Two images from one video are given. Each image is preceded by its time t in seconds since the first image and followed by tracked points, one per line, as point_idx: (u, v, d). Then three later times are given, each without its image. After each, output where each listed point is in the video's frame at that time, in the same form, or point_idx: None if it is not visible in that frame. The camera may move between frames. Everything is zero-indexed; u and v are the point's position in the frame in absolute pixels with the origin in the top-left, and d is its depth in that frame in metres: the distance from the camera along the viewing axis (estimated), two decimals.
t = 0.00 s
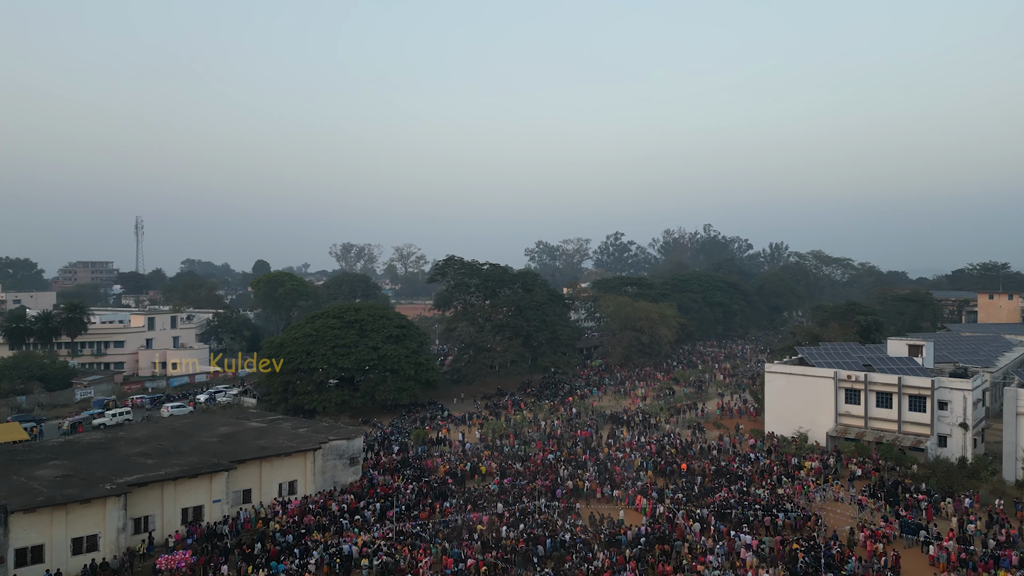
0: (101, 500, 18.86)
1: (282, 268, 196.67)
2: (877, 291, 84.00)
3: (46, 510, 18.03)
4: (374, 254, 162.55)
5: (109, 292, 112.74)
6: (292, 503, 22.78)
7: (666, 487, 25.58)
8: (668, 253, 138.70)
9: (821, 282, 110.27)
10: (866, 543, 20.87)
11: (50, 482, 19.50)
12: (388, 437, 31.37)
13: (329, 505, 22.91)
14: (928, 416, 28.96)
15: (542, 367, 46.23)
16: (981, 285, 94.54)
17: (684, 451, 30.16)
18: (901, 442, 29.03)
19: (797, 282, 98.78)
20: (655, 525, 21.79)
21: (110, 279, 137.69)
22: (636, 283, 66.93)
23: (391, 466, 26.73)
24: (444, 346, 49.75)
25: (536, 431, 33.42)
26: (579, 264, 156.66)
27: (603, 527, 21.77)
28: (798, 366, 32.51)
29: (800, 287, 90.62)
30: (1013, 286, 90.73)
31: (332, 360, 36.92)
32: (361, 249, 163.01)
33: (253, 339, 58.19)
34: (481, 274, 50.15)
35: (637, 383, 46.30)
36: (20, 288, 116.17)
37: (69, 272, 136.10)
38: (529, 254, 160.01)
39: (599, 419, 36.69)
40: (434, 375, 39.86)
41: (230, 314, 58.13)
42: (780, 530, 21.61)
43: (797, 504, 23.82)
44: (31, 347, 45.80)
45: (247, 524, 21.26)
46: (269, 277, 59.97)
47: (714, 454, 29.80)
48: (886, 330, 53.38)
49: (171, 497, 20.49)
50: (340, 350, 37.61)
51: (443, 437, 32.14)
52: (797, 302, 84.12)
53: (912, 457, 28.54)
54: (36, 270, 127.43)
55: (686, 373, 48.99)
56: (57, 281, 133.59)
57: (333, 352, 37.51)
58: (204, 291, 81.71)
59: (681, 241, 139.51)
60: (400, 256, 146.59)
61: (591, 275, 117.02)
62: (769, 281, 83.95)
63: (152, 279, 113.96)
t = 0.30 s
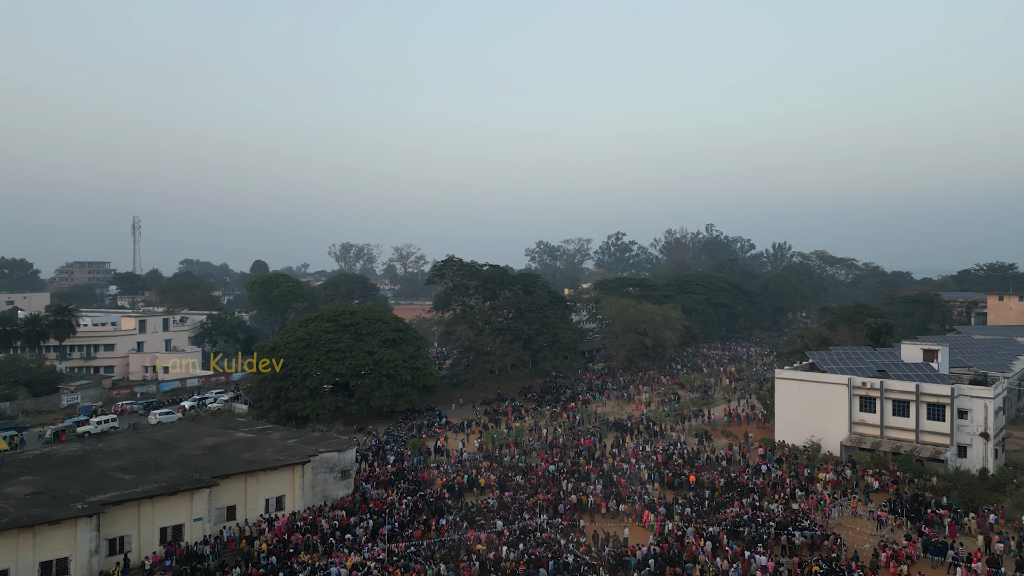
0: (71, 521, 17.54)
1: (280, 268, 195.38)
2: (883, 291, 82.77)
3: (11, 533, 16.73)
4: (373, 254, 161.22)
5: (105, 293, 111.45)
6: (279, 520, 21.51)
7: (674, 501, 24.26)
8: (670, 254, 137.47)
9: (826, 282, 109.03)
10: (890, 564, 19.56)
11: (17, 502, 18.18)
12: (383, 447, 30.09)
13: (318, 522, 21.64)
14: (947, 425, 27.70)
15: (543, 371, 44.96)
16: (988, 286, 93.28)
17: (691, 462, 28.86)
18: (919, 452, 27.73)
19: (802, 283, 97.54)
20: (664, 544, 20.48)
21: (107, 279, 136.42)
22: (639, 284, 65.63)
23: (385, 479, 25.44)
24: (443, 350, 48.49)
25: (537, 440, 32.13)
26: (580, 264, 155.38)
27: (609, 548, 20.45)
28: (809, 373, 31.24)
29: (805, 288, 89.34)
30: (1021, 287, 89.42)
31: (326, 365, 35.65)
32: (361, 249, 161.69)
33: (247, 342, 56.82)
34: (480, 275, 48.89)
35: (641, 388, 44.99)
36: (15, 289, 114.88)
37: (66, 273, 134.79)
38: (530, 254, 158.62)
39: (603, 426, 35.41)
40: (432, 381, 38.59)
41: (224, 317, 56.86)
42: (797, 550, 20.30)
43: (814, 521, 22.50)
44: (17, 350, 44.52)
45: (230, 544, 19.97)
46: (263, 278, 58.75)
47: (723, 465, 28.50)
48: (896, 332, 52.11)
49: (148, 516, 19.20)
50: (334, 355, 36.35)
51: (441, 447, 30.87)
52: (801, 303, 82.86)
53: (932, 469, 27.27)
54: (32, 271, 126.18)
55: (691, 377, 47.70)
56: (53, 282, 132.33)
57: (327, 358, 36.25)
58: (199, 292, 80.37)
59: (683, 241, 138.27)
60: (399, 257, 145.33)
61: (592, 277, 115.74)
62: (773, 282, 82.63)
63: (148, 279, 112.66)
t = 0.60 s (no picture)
0: (37, 548, 16.19)
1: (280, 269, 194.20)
2: (889, 293, 81.47)
3: None
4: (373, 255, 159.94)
5: (102, 295, 110.20)
6: (264, 540, 20.20)
7: (684, 517, 22.96)
8: (672, 254, 136.27)
9: (830, 283, 107.75)
10: None
11: None
12: (377, 458, 28.78)
13: (306, 541, 20.36)
14: (969, 435, 26.36)
15: (545, 376, 43.64)
16: (995, 287, 92.00)
17: (699, 473, 27.54)
18: (939, 464, 26.40)
19: (806, 284, 96.22)
20: (675, 567, 19.13)
21: (104, 279, 135.20)
22: (642, 286, 64.33)
23: (378, 493, 24.09)
24: (442, 354, 47.20)
25: (539, 450, 30.82)
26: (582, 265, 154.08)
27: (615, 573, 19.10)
28: (822, 380, 29.94)
29: (810, 289, 87.99)
30: None
31: (318, 371, 34.35)
32: (360, 249, 160.47)
33: (241, 344, 55.47)
34: (479, 278, 47.56)
35: (646, 393, 43.66)
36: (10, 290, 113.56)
37: (63, 273, 133.56)
38: (530, 254, 157.38)
39: (607, 434, 34.10)
40: (429, 387, 37.27)
41: (218, 319, 55.54)
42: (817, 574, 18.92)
43: (833, 541, 21.15)
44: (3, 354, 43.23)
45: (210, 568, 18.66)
46: (257, 281, 57.56)
47: (733, 478, 27.16)
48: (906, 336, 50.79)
49: (122, 539, 17.87)
50: (328, 361, 35.05)
51: (438, 457, 29.55)
52: (806, 304, 81.58)
53: (953, 482, 25.93)
54: (28, 272, 125.00)
55: (697, 382, 46.38)
56: (50, 283, 131.15)
57: (320, 363, 34.95)
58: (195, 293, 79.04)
59: (685, 241, 137.03)
60: (399, 257, 144.05)
61: (594, 277, 114.31)
62: (778, 282, 81.30)
63: (145, 280, 111.39)
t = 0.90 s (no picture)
0: None
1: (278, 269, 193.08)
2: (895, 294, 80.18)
3: None
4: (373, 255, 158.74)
5: (98, 297, 109.05)
6: (248, 564, 18.92)
7: (695, 536, 21.65)
8: (674, 255, 135.11)
9: (834, 284, 106.37)
10: None
11: None
12: (371, 470, 27.49)
13: (293, 566, 19.06)
14: (992, 448, 24.97)
15: (546, 382, 42.36)
16: (1002, 287, 90.69)
17: (708, 488, 26.25)
18: (961, 478, 25.07)
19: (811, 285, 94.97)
20: None
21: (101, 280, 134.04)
22: (645, 288, 63.06)
23: (371, 510, 22.80)
24: (441, 358, 45.94)
25: (540, 461, 29.54)
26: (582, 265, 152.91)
27: None
28: (836, 389, 28.65)
29: (815, 291, 86.73)
30: None
31: (311, 379, 33.08)
32: (360, 250, 159.31)
33: (235, 347, 54.09)
34: (478, 280, 46.24)
35: (651, 399, 42.34)
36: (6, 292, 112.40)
37: (59, 274, 132.42)
38: (531, 255, 156.10)
39: (611, 444, 32.82)
40: (426, 394, 35.99)
41: (211, 322, 54.18)
42: None
43: (854, 564, 19.82)
44: None
45: None
46: (251, 283, 56.35)
47: (743, 492, 25.88)
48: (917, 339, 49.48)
49: (93, 565, 16.56)
50: (321, 368, 33.78)
51: (435, 469, 28.25)
52: (811, 306, 80.30)
53: (977, 497, 24.59)
54: (24, 273, 123.89)
55: (702, 387, 45.09)
56: (46, 284, 130.00)
57: (312, 371, 33.68)
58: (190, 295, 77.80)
59: (687, 241, 135.81)
60: (399, 258, 142.80)
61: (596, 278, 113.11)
62: (783, 283, 80.02)
63: (142, 281, 110.31)
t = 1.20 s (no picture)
0: None
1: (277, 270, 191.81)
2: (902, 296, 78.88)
3: None
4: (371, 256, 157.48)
5: (93, 299, 107.80)
6: None
7: (707, 559, 20.29)
8: (675, 255, 133.89)
9: (839, 285, 105.13)
10: None
11: None
12: (365, 484, 26.16)
13: None
14: (1019, 463, 23.64)
15: (548, 389, 41.06)
16: (1009, 288, 89.38)
17: (717, 504, 24.95)
18: (986, 494, 23.73)
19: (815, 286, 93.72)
20: None
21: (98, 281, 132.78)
22: (648, 290, 61.79)
23: (362, 530, 21.46)
24: (439, 364, 44.66)
25: (541, 474, 28.22)
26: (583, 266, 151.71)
27: None
28: (852, 399, 27.34)
29: (819, 292, 85.49)
30: None
31: (302, 387, 31.77)
32: (359, 251, 158.14)
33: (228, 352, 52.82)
34: (477, 284, 44.90)
35: (655, 406, 41.03)
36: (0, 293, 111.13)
37: (55, 275, 131.18)
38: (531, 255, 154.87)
39: (615, 454, 31.50)
40: (423, 402, 34.67)
41: (204, 326, 52.87)
42: None
43: None
44: None
45: None
46: (246, 285, 55.08)
47: (754, 509, 24.58)
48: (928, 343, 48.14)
49: None
50: (313, 375, 32.49)
51: (431, 483, 26.92)
52: (816, 307, 79.01)
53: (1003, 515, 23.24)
54: (19, 274, 122.66)
55: (708, 393, 43.79)
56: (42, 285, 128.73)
57: (304, 379, 32.37)
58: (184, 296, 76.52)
59: (689, 241, 134.58)
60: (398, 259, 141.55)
61: (597, 280, 111.85)
62: (787, 284, 78.74)
63: (138, 283, 109.11)
